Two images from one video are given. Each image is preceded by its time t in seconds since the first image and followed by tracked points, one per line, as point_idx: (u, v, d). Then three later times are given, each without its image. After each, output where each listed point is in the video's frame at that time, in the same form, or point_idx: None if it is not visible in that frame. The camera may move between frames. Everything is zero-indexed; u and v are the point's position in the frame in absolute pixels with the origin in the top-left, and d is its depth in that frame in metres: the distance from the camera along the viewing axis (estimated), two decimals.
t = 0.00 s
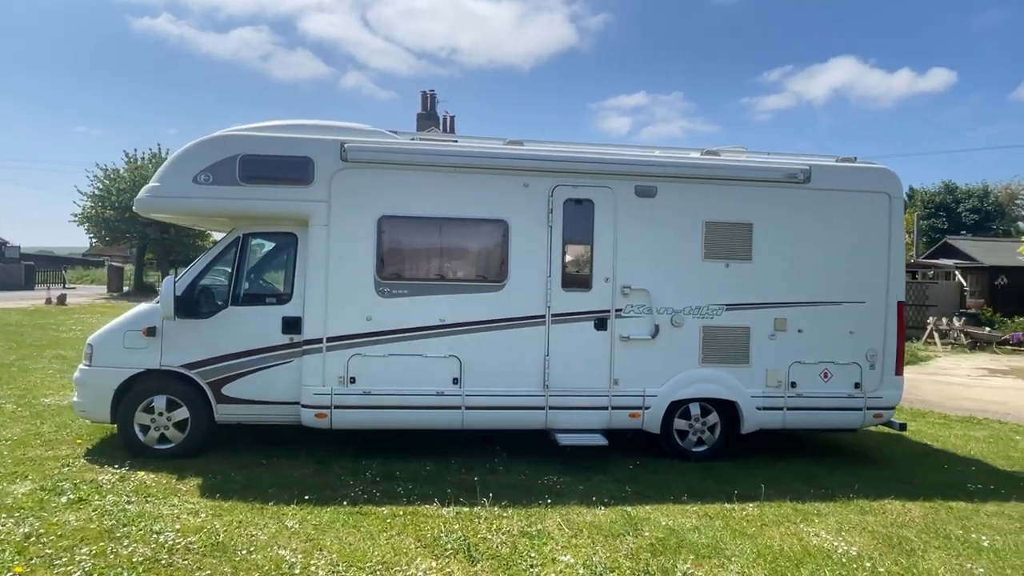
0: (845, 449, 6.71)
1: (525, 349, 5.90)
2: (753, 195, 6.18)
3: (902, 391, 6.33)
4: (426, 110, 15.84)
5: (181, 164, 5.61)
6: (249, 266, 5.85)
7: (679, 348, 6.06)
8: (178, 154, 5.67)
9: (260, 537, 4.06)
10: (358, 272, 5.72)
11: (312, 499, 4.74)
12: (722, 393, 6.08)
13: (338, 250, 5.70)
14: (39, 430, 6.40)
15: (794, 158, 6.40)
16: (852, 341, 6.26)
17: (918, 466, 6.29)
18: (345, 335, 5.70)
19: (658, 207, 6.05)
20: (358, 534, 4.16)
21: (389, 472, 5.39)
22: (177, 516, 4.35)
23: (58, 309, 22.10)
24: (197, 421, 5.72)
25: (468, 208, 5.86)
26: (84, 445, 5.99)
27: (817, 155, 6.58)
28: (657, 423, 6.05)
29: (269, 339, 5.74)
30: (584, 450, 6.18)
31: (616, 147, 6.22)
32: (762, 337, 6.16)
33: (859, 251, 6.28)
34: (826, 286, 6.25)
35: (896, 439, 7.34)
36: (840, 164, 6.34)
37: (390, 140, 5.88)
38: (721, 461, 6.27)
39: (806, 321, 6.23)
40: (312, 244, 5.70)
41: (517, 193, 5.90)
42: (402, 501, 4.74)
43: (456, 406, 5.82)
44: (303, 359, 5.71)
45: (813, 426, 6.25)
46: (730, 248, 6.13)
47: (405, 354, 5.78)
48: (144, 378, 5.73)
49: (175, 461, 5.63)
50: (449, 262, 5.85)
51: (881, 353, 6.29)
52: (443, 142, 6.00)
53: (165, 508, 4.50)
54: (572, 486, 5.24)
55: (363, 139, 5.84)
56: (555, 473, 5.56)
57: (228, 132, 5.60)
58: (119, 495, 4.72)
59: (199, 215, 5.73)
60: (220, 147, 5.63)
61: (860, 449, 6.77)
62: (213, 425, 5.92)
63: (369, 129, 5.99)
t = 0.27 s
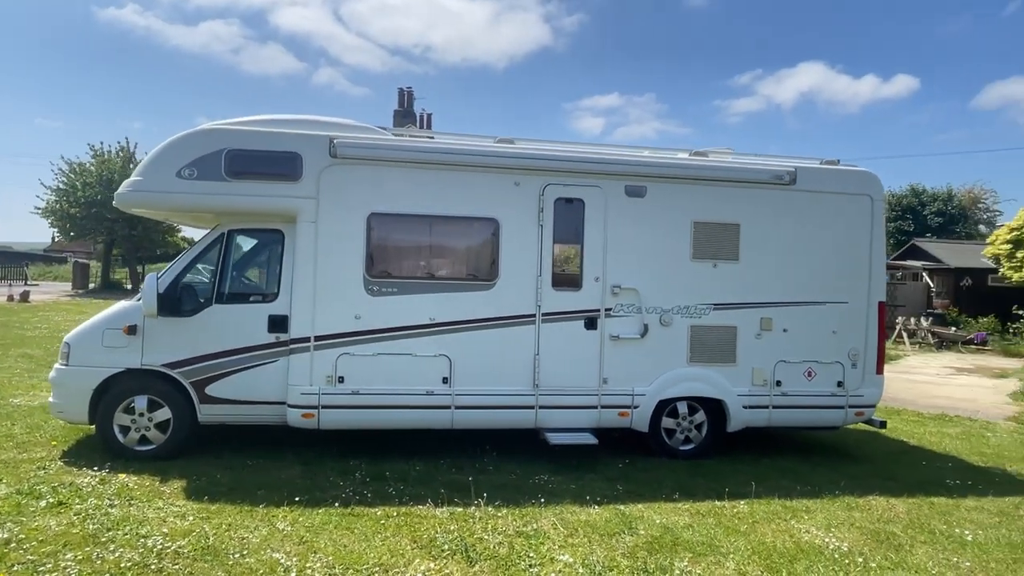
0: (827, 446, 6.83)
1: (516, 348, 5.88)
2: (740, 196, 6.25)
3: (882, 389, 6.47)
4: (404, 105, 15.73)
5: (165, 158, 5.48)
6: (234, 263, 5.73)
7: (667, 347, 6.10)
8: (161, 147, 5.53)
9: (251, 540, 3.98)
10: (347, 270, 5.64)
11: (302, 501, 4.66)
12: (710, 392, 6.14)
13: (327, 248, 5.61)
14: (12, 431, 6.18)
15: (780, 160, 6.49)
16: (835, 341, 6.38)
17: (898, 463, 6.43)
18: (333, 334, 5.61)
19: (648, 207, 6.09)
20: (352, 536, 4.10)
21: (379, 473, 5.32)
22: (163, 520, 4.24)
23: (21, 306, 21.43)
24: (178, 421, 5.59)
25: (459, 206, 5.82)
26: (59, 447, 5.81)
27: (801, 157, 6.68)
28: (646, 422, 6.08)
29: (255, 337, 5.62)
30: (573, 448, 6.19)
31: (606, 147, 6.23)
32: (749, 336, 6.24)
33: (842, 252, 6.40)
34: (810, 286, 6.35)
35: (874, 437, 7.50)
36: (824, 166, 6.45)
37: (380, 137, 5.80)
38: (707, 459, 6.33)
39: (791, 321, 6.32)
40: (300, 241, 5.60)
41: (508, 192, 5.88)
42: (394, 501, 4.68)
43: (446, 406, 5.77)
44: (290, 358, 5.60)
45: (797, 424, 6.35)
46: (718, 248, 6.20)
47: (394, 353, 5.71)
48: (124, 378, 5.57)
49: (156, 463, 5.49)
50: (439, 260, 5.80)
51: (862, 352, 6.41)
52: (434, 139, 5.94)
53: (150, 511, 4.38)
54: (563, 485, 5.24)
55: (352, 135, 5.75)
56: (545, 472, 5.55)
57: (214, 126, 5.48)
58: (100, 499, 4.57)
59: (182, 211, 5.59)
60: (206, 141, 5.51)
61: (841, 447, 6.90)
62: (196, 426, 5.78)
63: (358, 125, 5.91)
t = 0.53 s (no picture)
0: (813, 443, 6.94)
1: (510, 346, 5.86)
2: (732, 196, 6.30)
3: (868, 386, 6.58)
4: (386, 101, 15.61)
5: (153, 151, 5.35)
6: (224, 259, 5.62)
7: (660, 345, 6.13)
8: (149, 140, 5.40)
9: (249, 541, 3.90)
10: (340, 267, 5.56)
11: (297, 501, 4.59)
12: (701, 389, 6.19)
13: (319, 244, 5.53)
14: None
15: (770, 161, 6.56)
16: (823, 339, 6.47)
17: (883, 459, 6.56)
18: (326, 332, 5.54)
19: (641, 205, 6.11)
20: (351, 536, 4.04)
21: (373, 472, 5.26)
22: (156, 521, 4.14)
23: None
24: (166, 421, 5.46)
25: (453, 203, 5.77)
26: (40, 447, 5.64)
27: (791, 158, 6.76)
28: (639, 420, 6.11)
29: (246, 335, 5.52)
30: (566, 446, 6.20)
31: (600, 145, 6.24)
32: (739, 335, 6.30)
33: (830, 252, 6.49)
34: (799, 285, 6.44)
35: (857, 434, 7.64)
36: (813, 167, 6.54)
37: (373, 132, 5.74)
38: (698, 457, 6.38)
39: (781, 319, 6.40)
40: (292, 237, 5.51)
41: (503, 189, 5.85)
42: (391, 500, 4.63)
43: (440, 404, 5.73)
44: (282, 356, 5.51)
45: (786, 421, 6.44)
46: (710, 247, 6.25)
47: (387, 351, 5.65)
48: (109, 376, 5.43)
49: (143, 464, 5.37)
50: (433, 258, 5.75)
51: (849, 350, 6.52)
52: (428, 135, 5.89)
53: (141, 512, 4.27)
54: (559, 483, 5.24)
55: (345, 130, 5.68)
56: (540, 469, 5.55)
57: (204, 119, 5.37)
58: (88, 500, 4.45)
59: (171, 205, 5.47)
60: (196, 134, 5.39)
61: (827, 443, 7.01)
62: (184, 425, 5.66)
63: (351, 120, 5.83)
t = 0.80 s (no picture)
0: (803, 443, 7.00)
1: (506, 347, 5.82)
2: (726, 197, 6.32)
3: (858, 387, 6.66)
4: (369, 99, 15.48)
5: (141, 147, 5.21)
6: (214, 258, 5.49)
7: (655, 346, 6.13)
8: (137, 135, 5.26)
9: (246, 547, 3.80)
10: (334, 266, 5.47)
11: (293, 505, 4.49)
12: (695, 390, 6.20)
13: (313, 243, 5.43)
14: None
15: (763, 162, 6.59)
16: (815, 340, 6.53)
17: (872, 458, 6.64)
18: (319, 332, 5.44)
19: (637, 206, 6.10)
20: (351, 540, 3.96)
21: (368, 475, 5.18)
22: (148, 528, 4.02)
23: None
24: (153, 424, 5.32)
25: (449, 202, 5.71)
26: (21, 450, 5.46)
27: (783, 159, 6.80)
28: (634, 420, 6.11)
29: (236, 335, 5.39)
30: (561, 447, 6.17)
31: (596, 145, 6.22)
32: (733, 335, 6.33)
33: (822, 253, 6.54)
34: (791, 286, 6.48)
35: (845, 433, 7.73)
36: (805, 169, 6.58)
37: (368, 130, 5.65)
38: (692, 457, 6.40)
39: (773, 320, 6.44)
40: (285, 235, 5.40)
41: (499, 188, 5.80)
42: (389, 504, 4.56)
43: (435, 405, 5.67)
44: (274, 357, 5.40)
45: (778, 421, 6.48)
46: (704, 248, 6.26)
47: (382, 352, 5.57)
48: (95, 378, 5.28)
49: (129, 468, 5.22)
50: (429, 257, 5.68)
51: (840, 351, 6.58)
52: (423, 133, 5.82)
53: (131, 519, 4.15)
54: (557, 484, 5.21)
55: (340, 127, 5.59)
56: (536, 471, 5.51)
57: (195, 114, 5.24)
58: (75, 506, 4.31)
59: (159, 202, 5.33)
60: (185, 129, 5.27)
61: (817, 443, 7.08)
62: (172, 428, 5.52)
63: (345, 117, 5.74)
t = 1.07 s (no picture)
0: (799, 443, 6.98)
1: (503, 347, 5.71)
2: (724, 196, 6.28)
3: (853, 386, 6.65)
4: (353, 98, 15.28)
5: (127, 139, 5.03)
6: (202, 255, 5.32)
7: (653, 345, 6.06)
8: (122, 127, 5.07)
9: (242, 555, 3.65)
10: (328, 263, 5.32)
11: (288, 510, 4.35)
12: (694, 390, 6.15)
13: (306, 239, 5.28)
14: None
15: (760, 161, 6.56)
16: (811, 339, 6.51)
17: (867, 457, 6.64)
18: (313, 331, 5.29)
19: (636, 204, 6.03)
20: (351, 546, 3.83)
21: (363, 478, 5.04)
22: (137, 535, 3.85)
23: None
24: (139, 426, 5.13)
25: (446, 198, 5.59)
26: None
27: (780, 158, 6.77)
28: (632, 421, 6.04)
29: (227, 335, 5.22)
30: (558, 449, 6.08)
31: (594, 142, 6.13)
32: (731, 335, 6.28)
33: (818, 253, 6.53)
34: (788, 285, 6.46)
35: (838, 433, 7.73)
36: (802, 168, 6.56)
37: (363, 124, 5.51)
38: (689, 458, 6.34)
39: (771, 319, 6.40)
40: (277, 232, 5.24)
41: (497, 185, 5.69)
42: (388, 508, 4.43)
43: (432, 406, 5.54)
44: (265, 357, 5.24)
45: (775, 421, 6.45)
46: (702, 247, 6.21)
47: (377, 352, 5.43)
48: (78, 379, 5.08)
49: (114, 472, 5.03)
50: (425, 255, 5.55)
51: (836, 350, 6.57)
52: (419, 127, 5.69)
53: (119, 526, 3.98)
54: (557, 486, 5.11)
55: (334, 120, 5.44)
56: (535, 473, 5.41)
57: (183, 106, 5.07)
58: (58, 513, 4.12)
59: (146, 196, 5.14)
60: (174, 121, 5.09)
61: (811, 443, 7.08)
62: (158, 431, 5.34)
63: (339, 110, 5.59)
